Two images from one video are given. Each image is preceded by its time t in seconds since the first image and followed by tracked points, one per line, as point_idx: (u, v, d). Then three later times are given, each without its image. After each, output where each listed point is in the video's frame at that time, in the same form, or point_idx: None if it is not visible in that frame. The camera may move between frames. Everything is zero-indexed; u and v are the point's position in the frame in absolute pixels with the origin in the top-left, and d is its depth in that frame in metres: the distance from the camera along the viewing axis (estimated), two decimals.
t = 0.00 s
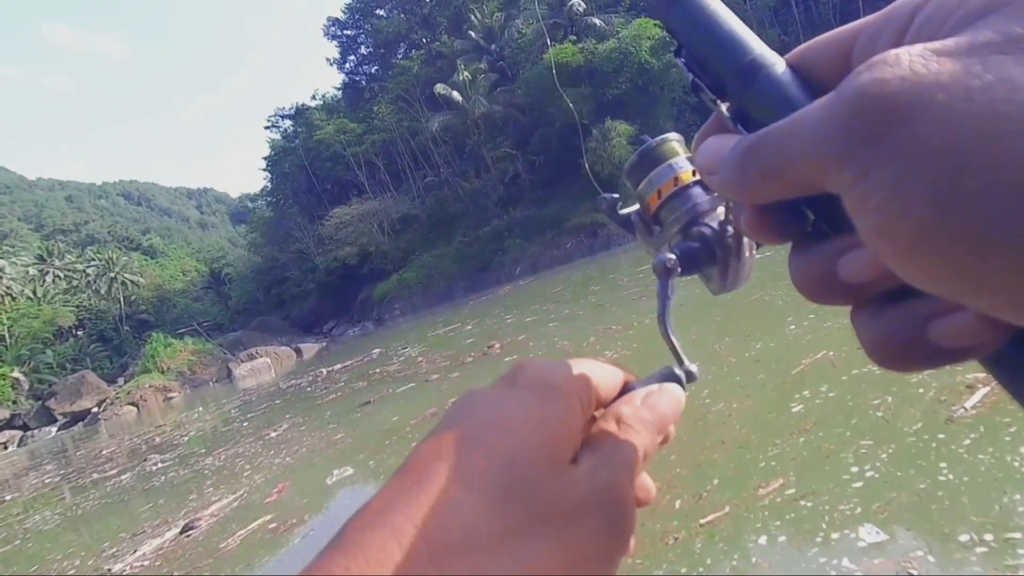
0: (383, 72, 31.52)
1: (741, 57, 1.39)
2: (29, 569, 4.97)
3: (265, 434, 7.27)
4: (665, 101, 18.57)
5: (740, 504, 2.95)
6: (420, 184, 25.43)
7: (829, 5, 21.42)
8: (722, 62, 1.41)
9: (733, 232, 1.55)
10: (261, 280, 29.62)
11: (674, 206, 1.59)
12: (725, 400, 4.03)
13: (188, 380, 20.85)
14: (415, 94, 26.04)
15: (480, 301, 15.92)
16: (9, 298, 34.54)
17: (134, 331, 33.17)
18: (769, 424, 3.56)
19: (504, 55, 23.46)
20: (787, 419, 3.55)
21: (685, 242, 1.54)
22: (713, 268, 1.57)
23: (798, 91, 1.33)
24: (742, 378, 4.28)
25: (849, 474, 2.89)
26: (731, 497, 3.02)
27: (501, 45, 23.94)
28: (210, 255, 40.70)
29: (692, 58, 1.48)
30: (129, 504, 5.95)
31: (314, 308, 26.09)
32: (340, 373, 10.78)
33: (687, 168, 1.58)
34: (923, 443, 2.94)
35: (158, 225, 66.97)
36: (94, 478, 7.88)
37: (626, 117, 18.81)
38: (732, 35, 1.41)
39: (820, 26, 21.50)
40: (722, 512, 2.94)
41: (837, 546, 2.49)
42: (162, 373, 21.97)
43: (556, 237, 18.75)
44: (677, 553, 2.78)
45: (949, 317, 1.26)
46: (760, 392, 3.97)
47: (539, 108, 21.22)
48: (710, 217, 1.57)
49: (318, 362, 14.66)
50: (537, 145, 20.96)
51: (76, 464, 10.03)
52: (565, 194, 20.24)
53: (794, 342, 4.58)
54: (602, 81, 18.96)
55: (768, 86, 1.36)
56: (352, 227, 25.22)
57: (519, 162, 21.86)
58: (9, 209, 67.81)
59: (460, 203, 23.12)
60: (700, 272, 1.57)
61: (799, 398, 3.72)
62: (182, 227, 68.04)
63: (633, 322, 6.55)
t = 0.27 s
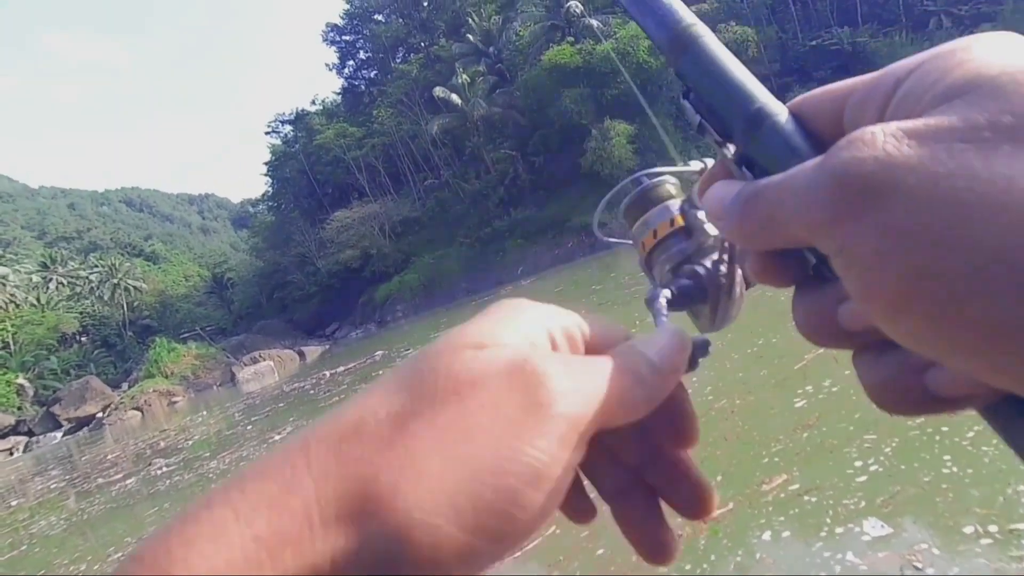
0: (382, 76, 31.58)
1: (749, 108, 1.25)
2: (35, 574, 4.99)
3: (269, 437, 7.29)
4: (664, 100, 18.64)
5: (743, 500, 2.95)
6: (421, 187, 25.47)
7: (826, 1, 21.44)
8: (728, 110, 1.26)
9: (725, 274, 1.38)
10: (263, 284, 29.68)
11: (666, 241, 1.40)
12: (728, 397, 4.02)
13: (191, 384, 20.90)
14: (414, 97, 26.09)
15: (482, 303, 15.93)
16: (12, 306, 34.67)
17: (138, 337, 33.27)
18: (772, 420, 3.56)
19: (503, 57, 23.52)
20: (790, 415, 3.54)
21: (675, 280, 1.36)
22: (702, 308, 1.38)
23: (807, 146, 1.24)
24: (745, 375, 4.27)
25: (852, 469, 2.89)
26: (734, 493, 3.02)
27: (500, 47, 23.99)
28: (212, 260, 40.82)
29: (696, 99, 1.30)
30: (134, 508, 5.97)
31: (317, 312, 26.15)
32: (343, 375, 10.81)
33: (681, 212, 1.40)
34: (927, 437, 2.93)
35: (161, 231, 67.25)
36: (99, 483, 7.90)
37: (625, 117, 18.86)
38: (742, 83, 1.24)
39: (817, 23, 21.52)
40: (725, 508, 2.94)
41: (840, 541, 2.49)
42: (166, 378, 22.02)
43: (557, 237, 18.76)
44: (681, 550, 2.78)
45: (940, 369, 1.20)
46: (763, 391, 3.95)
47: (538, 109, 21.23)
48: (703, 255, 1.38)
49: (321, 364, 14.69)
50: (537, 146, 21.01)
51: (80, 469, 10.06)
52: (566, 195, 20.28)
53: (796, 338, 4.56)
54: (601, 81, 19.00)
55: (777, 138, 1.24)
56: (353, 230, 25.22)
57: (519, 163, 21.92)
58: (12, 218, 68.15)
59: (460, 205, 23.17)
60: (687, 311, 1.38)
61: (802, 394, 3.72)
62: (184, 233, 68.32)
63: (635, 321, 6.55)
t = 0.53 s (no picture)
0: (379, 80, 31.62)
1: (732, 152, 1.25)
2: None
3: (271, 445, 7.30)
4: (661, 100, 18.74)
5: (744, 502, 2.95)
6: (419, 190, 25.50)
7: None
8: (713, 156, 1.28)
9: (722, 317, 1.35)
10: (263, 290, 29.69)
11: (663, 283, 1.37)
12: (729, 399, 3.99)
13: (193, 392, 20.90)
14: (411, 101, 26.11)
15: (482, 305, 15.95)
16: (14, 316, 34.70)
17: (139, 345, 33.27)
18: (773, 421, 3.55)
19: (499, 60, 23.57)
20: (789, 415, 3.55)
21: (669, 322, 1.33)
22: (702, 356, 1.35)
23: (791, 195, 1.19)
24: (744, 375, 4.28)
25: (852, 469, 2.90)
26: (735, 495, 3.03)
27: (496, 49, 24.03)
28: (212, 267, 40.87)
29: (683, 143, 1.35)
30: (136, 518, 5.97)
31: (318, 317, 26.18)
32: (344, 381, 10.81)
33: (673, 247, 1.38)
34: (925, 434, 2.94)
35: (160, 238, 67.29)
36: (101, 494, 7.90)
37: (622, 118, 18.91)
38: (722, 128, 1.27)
39: (812, 20, 21.61)
40: (726, 510, 2.94)
41: (842, 542, 2.49)
42: (167, 386, 22.02)
43: (557, 239, 18.81)
44: (683, 553, 2.79)
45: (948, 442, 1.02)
46: (762, 390, 3.95)
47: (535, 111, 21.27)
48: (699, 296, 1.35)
49: (322, 370, 14.70)
50: (535, 148, 21.05)
51: (83, 480, 10.05)
52: (564, 196, 20.33)
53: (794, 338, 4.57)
54: (598, 82, 19.06)
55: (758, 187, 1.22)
56: (353, 234, 25.27)
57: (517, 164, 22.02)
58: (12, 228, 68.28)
59: (459, 208, 23.20)
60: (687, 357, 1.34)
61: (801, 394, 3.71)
62: (184, 240, 68.42)
63: (634, 322, 6.59)
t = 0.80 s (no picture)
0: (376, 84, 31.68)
1: (762, 176, 1.44)
2: None
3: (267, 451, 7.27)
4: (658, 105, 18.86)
5: (740, 506, 2.96)
6: (416, 195, 25.51)
7: (815, 4, 21.66)
8: (742, 178, 1.47)
9: (744, 345, 1.55)
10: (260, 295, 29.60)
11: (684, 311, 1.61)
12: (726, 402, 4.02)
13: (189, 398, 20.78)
14: (408, 106, 26.14)
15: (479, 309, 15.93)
16: (8, 322, 34.48)
17: (134, 350, 33.14)
18: (769, 424, 3.57)
19: (495, 65, 23.69)
20: (785, 419, 3.57)
21: (693, 349, 1.55)
22: (723, 380, 1.58)
23: (824, 217, 1.40)
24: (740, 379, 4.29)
25: (848, 473, 2.91)
26: (731, 499, 3.03)
27: (493, 54, 24.09)
28: (208, 272, 40.74)
29: (711, 169, 1.55)
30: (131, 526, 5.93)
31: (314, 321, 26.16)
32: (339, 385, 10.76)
33: (694, 283, 1.59)
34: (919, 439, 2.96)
35: (156, 244, 67.06)
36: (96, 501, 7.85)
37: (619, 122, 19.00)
38: (750, 153, 1.46)
39: (807, 26, 21.76)
40: (723, 515, 2.95)
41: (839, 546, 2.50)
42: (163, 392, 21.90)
43: (554, 243, 18.84)
44: (679, 558, 2.80)
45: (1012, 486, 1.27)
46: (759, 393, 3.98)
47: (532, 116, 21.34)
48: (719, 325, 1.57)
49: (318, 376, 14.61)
50: (532, 152, 21.15)
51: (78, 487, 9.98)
52: (561, 201, 20.40)
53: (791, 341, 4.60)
54: (594, 87, 19.15)
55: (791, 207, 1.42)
56: (351, 239, 25.28)
57: (513, 168, 22.42)
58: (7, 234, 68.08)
59: (456, 212, 23.24)
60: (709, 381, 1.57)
61: (797, 397, 3.75)
62: (180, 246, 68.22)
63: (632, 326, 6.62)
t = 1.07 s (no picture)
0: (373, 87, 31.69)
1: (790, 171, 1.45)
2: None
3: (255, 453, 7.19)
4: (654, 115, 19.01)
5: (729, 516, 2.96)
6: (412, 198, 25.48)
7: (810, 20, 21.94)
8: (766, 174, 1.48)
9: (765, 349, 1.42)
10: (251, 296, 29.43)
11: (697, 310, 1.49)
12: (717, 411, 4.02)
13: (177, 399, 20.55)
14: (406, 110, 26.14)
15: (471, 314, 15.92)
16: None
17: (122, 350, 32.82)
18: (759, 435, 3.57)
19: (494, 71, 23.76)
20: (776, 429, 3.58)
21: (708, 352, 1.41)
22: (742, 387, 1.43)
23: (856, 209, 1.42)
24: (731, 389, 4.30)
25: (836, 484, 2.91)
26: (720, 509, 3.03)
27: (491, 60, 24.15)
28: (200, 272, 40.45)
29: (732, 164, 1.55)
30: (114, 527, 5.85)
31: (306, 324, 26.03)
32: (329, 389, 10.70)
33: (703, 277, 1.51)
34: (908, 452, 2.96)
35: (147, 243, 66.56)
36: (78, 502, 7.74)
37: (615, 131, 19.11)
38: (778, 147, 1.46)
39: (802, 41, 22.03)
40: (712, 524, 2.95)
41: (826, 557, 2.50)
42: (151, 392, 21.68)
43: (548, 250, 18.90)
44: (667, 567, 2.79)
45: None
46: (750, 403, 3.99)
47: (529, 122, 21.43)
48: (737, 326, 1.45)
49: (308, 379, 14.52)
50: (528, 159, 21.22)
51: (60, 487, 9.82)
52: (557, 208, 20.48)
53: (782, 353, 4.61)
54: (591, 95, 19.25)
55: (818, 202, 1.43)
56: (345, 242, 25.24)
57: (509, 175, 22.43)
58: None
59: (451, 217, 23.26)
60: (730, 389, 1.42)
61: (788, 408, 3.76)
62: (172, 245, 67.72)
63: (625, 334, 6.63)
